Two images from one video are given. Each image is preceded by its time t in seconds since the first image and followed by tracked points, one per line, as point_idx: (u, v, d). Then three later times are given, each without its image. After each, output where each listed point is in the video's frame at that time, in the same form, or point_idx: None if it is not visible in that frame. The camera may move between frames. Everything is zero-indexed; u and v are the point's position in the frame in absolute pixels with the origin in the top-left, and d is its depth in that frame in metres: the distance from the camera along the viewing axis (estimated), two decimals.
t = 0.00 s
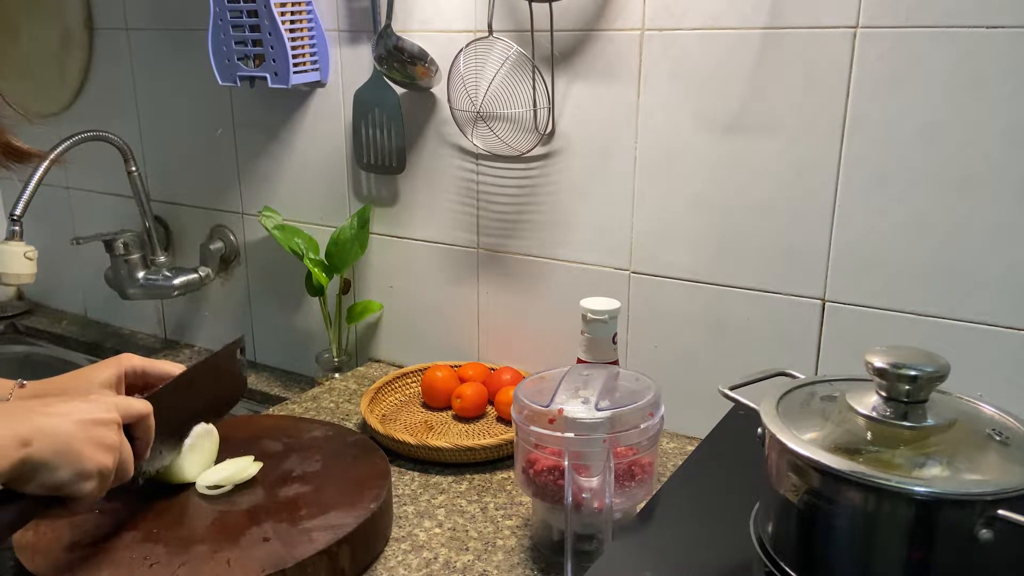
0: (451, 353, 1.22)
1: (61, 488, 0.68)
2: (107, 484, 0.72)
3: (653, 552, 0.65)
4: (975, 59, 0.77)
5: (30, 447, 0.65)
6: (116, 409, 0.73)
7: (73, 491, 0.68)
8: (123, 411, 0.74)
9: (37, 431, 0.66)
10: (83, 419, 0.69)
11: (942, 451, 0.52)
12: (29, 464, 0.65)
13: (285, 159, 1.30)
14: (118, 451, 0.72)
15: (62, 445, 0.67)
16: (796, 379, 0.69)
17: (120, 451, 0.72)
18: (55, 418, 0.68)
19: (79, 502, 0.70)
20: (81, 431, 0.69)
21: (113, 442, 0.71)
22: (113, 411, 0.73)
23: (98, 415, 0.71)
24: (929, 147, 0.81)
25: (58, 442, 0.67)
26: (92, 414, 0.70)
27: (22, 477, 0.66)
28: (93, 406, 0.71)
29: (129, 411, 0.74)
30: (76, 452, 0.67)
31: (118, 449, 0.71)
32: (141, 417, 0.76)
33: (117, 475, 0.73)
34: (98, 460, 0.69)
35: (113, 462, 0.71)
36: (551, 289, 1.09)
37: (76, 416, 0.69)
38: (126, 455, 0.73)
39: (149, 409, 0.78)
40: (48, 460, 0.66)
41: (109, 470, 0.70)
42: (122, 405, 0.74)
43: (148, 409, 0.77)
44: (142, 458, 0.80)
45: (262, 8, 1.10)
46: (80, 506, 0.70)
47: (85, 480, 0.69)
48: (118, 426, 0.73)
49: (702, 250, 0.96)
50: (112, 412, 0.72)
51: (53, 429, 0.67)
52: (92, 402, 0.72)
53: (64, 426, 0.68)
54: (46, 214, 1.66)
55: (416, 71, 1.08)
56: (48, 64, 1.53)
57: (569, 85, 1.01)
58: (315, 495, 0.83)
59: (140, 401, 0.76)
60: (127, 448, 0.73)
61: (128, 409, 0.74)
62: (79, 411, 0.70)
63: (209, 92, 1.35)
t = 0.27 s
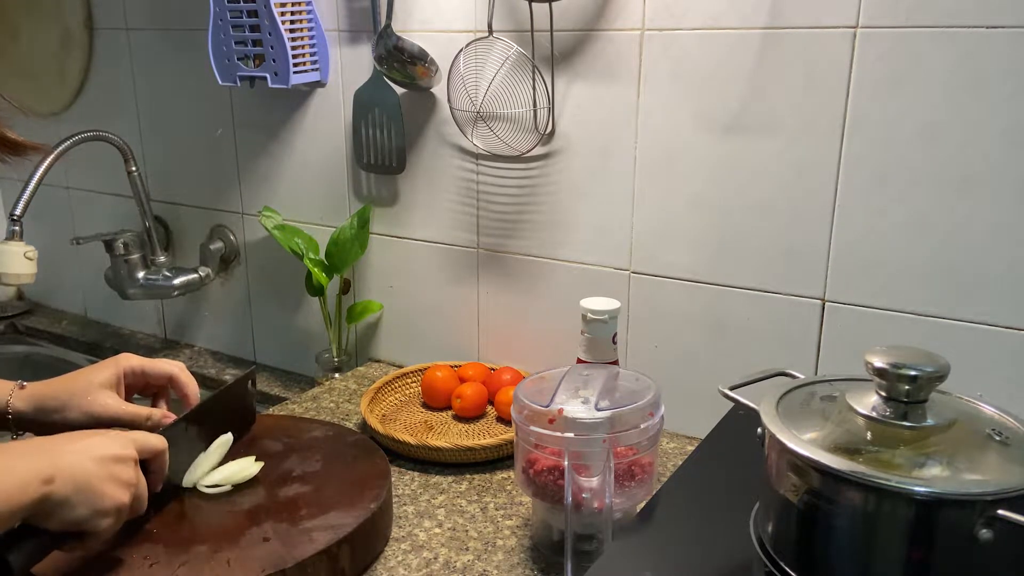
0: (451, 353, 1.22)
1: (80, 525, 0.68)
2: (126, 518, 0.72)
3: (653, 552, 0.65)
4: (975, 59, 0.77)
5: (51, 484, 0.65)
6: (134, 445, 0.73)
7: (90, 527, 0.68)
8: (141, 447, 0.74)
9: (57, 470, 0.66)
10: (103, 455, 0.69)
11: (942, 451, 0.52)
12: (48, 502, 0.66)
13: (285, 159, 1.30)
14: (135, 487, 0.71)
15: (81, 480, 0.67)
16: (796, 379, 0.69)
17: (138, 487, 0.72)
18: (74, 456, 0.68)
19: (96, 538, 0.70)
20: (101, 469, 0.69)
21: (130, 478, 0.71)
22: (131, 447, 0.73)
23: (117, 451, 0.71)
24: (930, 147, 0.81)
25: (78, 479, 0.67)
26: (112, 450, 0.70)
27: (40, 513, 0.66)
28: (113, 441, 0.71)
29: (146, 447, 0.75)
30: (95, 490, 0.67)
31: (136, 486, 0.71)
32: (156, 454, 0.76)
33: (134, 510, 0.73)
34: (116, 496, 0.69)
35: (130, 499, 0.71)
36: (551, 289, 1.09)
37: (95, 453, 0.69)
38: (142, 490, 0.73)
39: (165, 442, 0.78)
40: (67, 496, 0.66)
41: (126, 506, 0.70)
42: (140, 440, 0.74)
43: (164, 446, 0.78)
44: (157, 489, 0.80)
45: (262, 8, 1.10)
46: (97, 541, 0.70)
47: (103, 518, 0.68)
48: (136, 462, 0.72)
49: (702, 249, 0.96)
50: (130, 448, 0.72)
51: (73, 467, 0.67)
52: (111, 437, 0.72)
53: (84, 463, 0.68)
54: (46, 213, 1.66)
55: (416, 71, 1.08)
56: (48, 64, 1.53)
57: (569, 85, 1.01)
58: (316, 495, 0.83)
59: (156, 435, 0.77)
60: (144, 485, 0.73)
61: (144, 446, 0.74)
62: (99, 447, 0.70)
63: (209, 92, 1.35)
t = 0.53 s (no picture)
0: (451, 353, 1.22)
1: (60, 471, 0.68)
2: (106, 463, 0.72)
3: (653, 552, 0.65)
4: (975, 59, 0.77)
5: (23, 433, 0.64)
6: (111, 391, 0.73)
7: (72, 473, 0.68)
8: (119, 393, 0.74)
9: (33, 415, 0.65)
10: (77, 401, 0.69)
11: (942, 451, 0.52)
12: (25, 448, 0.65)
13: (285, 158, 1.30)
14: (114, 431, 0.71)
15: (57, 426, 0.66)
16: (796, 380, 0.69)
17: (117, 432, 0.72)
18: (50, 402, 0.67)
19: (79, 485, 0.70)
20: (78, 413, 0.68)
21: (108, 422, 0.71)
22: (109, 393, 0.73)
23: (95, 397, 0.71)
24: (929, 147, 0.81)
25: (52, 425, 0.66)
26: (87, 395, 0.70)
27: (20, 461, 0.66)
28: (87, 388, 0.71)
29: (126, 394, 0.75)
30: (74, 434, 0.67)
31: (115, 430, 0.71)
32: (137, 402, 0.76)
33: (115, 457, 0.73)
34: (95, 440, 0.69)
35: (109, 442, 0.71)
36: (551, 289, 1.09)
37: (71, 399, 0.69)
38: (123, 435, 0.73)
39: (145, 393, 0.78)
40: (42, 443, 0.65)
41: (107, 450, 0.70)
42: (117, 387, 0.74)
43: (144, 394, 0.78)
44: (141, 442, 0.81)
45: (262, 8, 1.10)
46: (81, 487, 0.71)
47: (84, 462, 0.68)
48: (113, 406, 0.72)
49: (702, 249, 0.96)
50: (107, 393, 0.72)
51: (49, 412, 0.67)
52: (86, 384, 0.72)
53: (60, 409, 0.67)
54: (47, 214, 1.66)
55: (416, 71, 1.08)
56: (48, 64, 1.53)
57: (569, 85, 1.01)
58: (316, 495, 0.83)
59: (136, 384, 0.76)
60: (124, 429, 0.73)
61: (123, 393, 0.74)
62: (74, 394, 0.70)
63: (209, 92, 1.35)
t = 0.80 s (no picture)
0: (451, 353, 1.22)
1: (49, 464, 0.67)
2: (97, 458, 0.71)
3: (653, 552, 0.65)
4: (975, 58, 0.77)
5: (11, 423, 0.65)
6: (102, 385, 0.73)
7: (60, 466, 0.68)
8: (112, 388, 0.74)
9: (21, 405, 0.66)
10: (66, 393, 0.69)
11: (941, 451, 0.52)
12: (14, 439, 0.65)
13: (285, 158, 1.30)
14: (104, 426, 0.71)
15: (44, 418, 0.66)
16: (796, 379, 0.69)
17: (107, 426, 0.71)
18: (40, 393, 0.68)
19: (69, 479, 0.70)
20: (66, 405, 0.68)
21: (98, 416, 0.70)
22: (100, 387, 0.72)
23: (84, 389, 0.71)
24: (929, 147, 0.81)
25: (39, 416, 0.66)
26: (77, 389, 0.70)
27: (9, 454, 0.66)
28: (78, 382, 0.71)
29: (118, 389, 0.74)
30: (62, 425, 0.67)
31: (105, 424, 0.71)
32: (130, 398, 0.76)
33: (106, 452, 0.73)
34: (83, 433, 0.69)
35: (99, 436, 0.70)
36: (551, 289, 1.09)
37: (60, 391, 0.69)
38: (113, 430, 0.73)
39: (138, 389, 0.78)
40: (29, 435, 0.65)
41: (95, 444, 0.70)
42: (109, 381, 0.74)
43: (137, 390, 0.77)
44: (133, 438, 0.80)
45: (262, 8, 1.10)
46: (70, 482, 0.70)
47: (72, 455, 0.68)
48: (104, 400, 0.72)
49: (702, 249, 0.96)
50: (98, 387, 0.71)
51: (38, 403, 0.67)
52: (77, 379, 0.72)
53: (49, 401, 0.68)
54: (46, 214, 1.66)
55: (416, 71, 1.08)
56: (48, 64, 1.53)
57: (569, 85, 1.01)
58: (316, 495, 0.83)
59: (127, 379, 0.76)
60: (114, 425, 0.72)
61: (115, 388, 0.74)
62: (64, 387, 0.70)
63: (209, 92, 1.35)
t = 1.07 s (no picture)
0: (451, 353, 1.22)
1: (63, 493, 0.68)
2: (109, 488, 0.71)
3: (653, 552, 0.65)
4: (975, 58, 0.77)
5: (34, 449, 0.65)
6: (119, 415, 0.73)
7: (74, 495, 0.68)
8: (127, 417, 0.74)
9: (43, 433, 0.66)
10: (87, 423, 0.70)
11: (941, 451, 0.52)
12: (32, 466, 0.65)
13: (285, 159, 1.30)
14: (119, 457, 0.72)
15: (65, 448, 0.67)
16: (796, 379, 0.69)
17: (122, 459, 0.72)
18: (62, 421, 0.68)
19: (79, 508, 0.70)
20: (86, 436, 0.69)
21: (115, 448, 0.71)
22: (117, 417, 0.73)
23: (104, 420, 0.71)
24: (930, 147, 0.81)
25: (61, 446, 0.67)
26: (97, 418, 0.70)
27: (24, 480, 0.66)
28: (98, 410, 0.71)
29: (133, 418, 0.75)
30: (80, 456, 0.68)
31: (121, 456, 0.72)
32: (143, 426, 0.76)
33: (117, 483, 0.73)
34: (99, 465, 0.69)
35: (114, 468, 0.70)
36: (551, 289, 1.09)
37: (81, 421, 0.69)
38: (126, 462, 0.73)
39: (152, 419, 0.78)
40: (50, 463, 0.66)
41: (110, 476, 0.70)
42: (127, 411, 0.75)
43: (151, 418, 0.78)
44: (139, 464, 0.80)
45: (262, 8, 1.10)
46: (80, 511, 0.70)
47: (87, 486, 0.68)
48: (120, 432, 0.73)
49: (702, 249, 0.96)
50: (115, 419, 0.72)
51: (59, 432, 0.67)
52: (96, 406, 0.72)
53: (69, 430, 0.68)
54: (46, 213, 1.66)
55: (416, 71, 1.08)
56: (48, 64, 1.52)
57: (569, 85, 1.01)
58: (316, 495, 0.83)
59: (143, 408, 0.77)
60: (128, 456, 0.73)
61: (131, 417, 0.75)
62: (85, 415, 0.70)
63: (209, 92, 1.35)
